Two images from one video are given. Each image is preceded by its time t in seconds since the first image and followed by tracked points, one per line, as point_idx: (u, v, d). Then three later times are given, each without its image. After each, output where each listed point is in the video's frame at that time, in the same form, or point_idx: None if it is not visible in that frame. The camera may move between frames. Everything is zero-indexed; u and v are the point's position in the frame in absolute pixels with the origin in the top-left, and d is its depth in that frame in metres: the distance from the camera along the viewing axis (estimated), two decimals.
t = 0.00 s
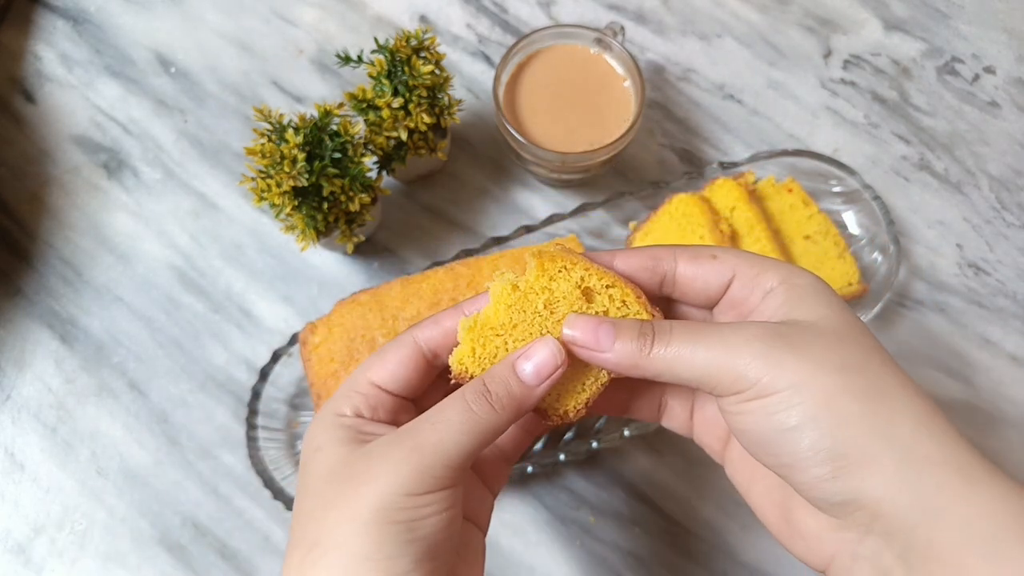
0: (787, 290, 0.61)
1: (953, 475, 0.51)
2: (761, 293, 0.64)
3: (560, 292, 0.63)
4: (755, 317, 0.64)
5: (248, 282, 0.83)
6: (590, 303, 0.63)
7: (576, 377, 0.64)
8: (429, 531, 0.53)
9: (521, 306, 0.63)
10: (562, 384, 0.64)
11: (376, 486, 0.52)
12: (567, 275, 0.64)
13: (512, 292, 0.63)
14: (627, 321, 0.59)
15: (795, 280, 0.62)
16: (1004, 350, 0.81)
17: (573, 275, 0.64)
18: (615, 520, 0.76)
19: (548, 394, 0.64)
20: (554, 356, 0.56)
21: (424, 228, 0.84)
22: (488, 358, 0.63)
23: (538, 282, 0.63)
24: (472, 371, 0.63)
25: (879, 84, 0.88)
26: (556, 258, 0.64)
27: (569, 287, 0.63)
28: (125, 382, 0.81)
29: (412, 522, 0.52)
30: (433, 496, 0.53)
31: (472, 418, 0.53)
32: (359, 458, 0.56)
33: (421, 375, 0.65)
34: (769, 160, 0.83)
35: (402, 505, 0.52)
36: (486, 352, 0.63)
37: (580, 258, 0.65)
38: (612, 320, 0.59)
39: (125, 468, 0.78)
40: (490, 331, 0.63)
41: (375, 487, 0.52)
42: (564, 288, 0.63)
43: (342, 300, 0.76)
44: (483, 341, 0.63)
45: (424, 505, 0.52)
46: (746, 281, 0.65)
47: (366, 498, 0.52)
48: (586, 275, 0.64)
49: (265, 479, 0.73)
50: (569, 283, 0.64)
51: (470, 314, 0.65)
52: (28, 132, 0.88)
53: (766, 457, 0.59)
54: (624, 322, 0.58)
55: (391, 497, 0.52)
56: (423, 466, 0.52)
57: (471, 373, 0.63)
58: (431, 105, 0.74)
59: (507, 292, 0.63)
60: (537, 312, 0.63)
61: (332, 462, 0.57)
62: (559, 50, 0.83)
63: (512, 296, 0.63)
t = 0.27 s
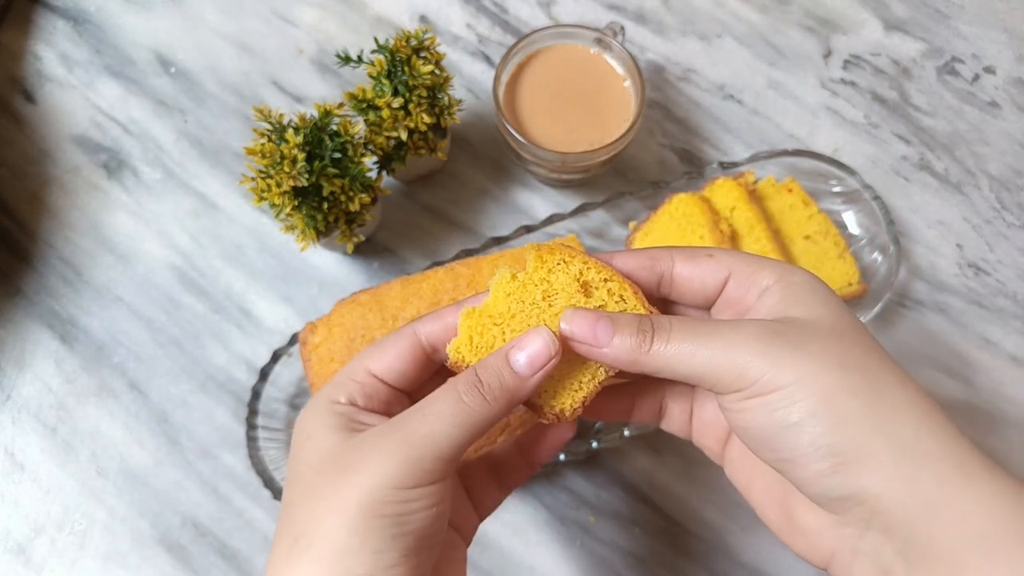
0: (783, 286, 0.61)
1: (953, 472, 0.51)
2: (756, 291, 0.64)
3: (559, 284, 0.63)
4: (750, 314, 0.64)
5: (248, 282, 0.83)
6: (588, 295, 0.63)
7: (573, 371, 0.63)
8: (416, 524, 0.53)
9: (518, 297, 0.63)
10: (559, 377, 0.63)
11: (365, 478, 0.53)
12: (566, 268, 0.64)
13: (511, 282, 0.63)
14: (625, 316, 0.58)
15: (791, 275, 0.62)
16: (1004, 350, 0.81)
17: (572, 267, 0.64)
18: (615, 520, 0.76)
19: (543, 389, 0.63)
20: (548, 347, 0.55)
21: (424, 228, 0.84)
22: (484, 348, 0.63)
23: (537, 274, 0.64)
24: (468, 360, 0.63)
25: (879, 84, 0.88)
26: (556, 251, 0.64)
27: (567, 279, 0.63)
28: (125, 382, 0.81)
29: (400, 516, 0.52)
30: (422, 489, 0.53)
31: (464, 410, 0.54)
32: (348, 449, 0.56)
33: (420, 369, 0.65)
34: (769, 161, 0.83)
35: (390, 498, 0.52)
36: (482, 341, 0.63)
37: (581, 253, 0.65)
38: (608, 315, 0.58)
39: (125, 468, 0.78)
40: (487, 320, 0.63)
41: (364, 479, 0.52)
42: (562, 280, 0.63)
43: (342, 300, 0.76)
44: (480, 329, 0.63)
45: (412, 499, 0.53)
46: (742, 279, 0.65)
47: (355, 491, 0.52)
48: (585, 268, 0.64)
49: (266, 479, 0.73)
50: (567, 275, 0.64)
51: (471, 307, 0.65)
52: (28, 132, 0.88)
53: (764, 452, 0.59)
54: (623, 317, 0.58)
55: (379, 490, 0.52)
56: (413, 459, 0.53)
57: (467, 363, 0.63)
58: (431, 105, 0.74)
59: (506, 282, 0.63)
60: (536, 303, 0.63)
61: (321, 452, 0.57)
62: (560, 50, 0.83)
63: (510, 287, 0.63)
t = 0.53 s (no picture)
0: (783, 278, 0.61)
1: (952, 462, 0.51)
2: (757, 282, 0.64)
3: (555, 285, 0.62)
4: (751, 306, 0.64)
5: (248, 282, 0.83)
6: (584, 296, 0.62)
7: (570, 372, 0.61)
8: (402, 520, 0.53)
9: (512, 299, 0.62)
10: (555, 379, 0.61)
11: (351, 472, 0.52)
12: (562, 268, 0.63)
13: (505, 285, 0.63)
14: (622, 308, 0.58)
15: (792, 268, 0.62)
16: (1004, 350, 0.81)
17: (568, 268, 0.63)
18: (615, 520, 0.76)
19: (539, 390, 0.61)
20: (538, 344, 0.55)
21: (424, 228, 0.84)
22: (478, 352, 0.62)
23: (532, 275, 0.63)
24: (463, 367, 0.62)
25: (879, 84, 0.88)
26: (552, 252, 0.64)
27: (563, 280, 0.62)
28: (125, 382, 0.81)
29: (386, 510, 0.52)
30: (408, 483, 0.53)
31: (452, 403, 0.53)
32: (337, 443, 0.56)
33: (413, 369, 0.65)
34: (769, 161, 0.83)
35: (376, 492, 0.52)
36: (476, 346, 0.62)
37: (579, 253, 0.64)
38: (605, 308, 0.57)
39: (125, 468, 0.78)
40: (480, 324, 0.62)
41: (350, 473, 0.52)
42: (558, 280, 0.62)
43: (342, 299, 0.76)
44: (473, 335, 0.62)
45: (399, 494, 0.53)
46: (742, 272, 0.65)
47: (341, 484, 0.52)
48: (582, 268, 0.63)
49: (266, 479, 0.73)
50: (563, 276, 0.62)
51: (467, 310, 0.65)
52: (28, 132, 0.88)
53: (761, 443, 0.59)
54: (620, 310, 0.57)
55: (365, 484, 0.52)
56: (400, 453, 0.52)
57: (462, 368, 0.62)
58: (431, 105, 0.74)
59: (500, 285, 0.63)
60: (531, 305, 0.62)
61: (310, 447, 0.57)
62: (560, 50, 0.83)
63: (505, 289, 0.63)
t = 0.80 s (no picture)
0: (782, 276, 0.61)
1: (944, 460, 0.51)
2: (756, 280, 0.64)
3: (553, 280, 0.62)
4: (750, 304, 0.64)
5: (248, 282, 0.83)
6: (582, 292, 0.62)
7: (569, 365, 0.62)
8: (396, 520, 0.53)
9: (506, 297, 0.62)
10: (551, 372, 0.61)
11: (344, 472, 0.53)
12: (561, 264, 0.63)
13: (499, 282, 0.62)
14: (622, 299, 0.58)
15: (792, 268, 0.62)
16: (1004, 351, 0.81)
17: (567, 263, 0.63)
18: (614, 520, 0.76)
19: (536, 384, 0.61)
20: (527, 343, 0.55)
21: (424, 228, 0.84)
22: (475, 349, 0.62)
23: (531, 271, 0.62)
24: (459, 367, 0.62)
25: (879, 84, 0.88)
26: (549, 246, 0.63)
27: (562, 275, 0.62)
28: (125, 382, 0.81)
29: (379, 509, 0.52)
30: (401, 482, 0.53)
31: (443, 402, 0.53)
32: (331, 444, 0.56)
33: (406, 369, 0.65)
34: (769, 161, 0.83)
35: (368, 491, 0.52)
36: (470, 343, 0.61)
37: (576, 247, 0.64)
38: (606, 297, 0.58)
39: (125, 468, 0.78)
40: (475, 323, 0.62)
41: (343, 473, 0.53)
42: (557, 275, 0.62)
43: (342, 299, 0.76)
44: (468, 335, 0.61)
45: (392, 493, 0.53)
46: (742, 271, 0.65)
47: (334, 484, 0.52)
48: (581, 263, 0.63)
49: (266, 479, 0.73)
50: (561, 272, 0.62)
51: (456, 310, 0.64)
52: (28, 132, 0.88)
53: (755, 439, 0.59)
54: (619, 299, 0.58)
55: (357, 484, 0.52)
56: (392, 453, 0.52)
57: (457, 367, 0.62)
58: (431, 105, 0.74)
59: (493, 283, 0.62)
60: (526, 301, 0.62)
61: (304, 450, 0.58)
62: (560, 50, 0.83)
63: (500, 287, 0.62)
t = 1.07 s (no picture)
0: (785, 277, 0.61)
1: (942, 461, 0.51)
2: (758, 280, 0.64)
3: (558, 269, 0.61)
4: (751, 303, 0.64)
5: (248, 282, 0.83)
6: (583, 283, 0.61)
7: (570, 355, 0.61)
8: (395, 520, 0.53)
9: (498, 292, 0.61)
10: (550, 361, 0.61)
11: (342, 472, 0.53)
12: (565, 253, 0.62)
13: (489, 277, 0.61)
14: (627, 290, 0.58)
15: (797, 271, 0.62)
16: (1004, 351, 0.81)
17: (572, 252, 0.62)
18: (615, 520, 0.76)
19: (534, 374, 0.61)
20: (520, 335, 0.54)
21: (424, 228, 0.84)
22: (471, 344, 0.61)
23: (538, 258, 0.61)
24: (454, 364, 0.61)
25: (879, 84, 0.88)
26: (554, 234, 0.62)
27: (566, 263, 0.62)
28: (125, 382, 0.81)
29: (376, 509, 0.52)
30: (397, 481, 0.53)
31: (437, 400, 0.53)
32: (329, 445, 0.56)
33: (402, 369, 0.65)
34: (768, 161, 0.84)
35: (364, 490, 0.52)
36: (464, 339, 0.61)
37: (580, 236, 0.63)
38: (611, 287, 0.58)
39: (125, 468, 0.78)
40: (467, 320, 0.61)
41: (340, 473, 0.53)
42: (562, 263, 0.62)
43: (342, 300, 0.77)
44: (462, 332, 0.61)
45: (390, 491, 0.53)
46: (745, 270, 0.65)
47: (331, 484, 0.53)
48: (585, 252, 0.62)
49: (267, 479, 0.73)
50: (565, 261, 0.62)
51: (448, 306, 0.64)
52: (28, 132, 0.88)
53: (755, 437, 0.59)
54: (624, 290, 0.58)
55: (354, 484, 0.52)
56: (387, 453, 0.52)
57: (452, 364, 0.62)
58: (431, 105, 0.74)
59: (483, 278, 0.61)
60: (519, 295, 0.61)
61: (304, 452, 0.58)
62: (560, 50, 0.83)
63: (490, 283, 0.61)
